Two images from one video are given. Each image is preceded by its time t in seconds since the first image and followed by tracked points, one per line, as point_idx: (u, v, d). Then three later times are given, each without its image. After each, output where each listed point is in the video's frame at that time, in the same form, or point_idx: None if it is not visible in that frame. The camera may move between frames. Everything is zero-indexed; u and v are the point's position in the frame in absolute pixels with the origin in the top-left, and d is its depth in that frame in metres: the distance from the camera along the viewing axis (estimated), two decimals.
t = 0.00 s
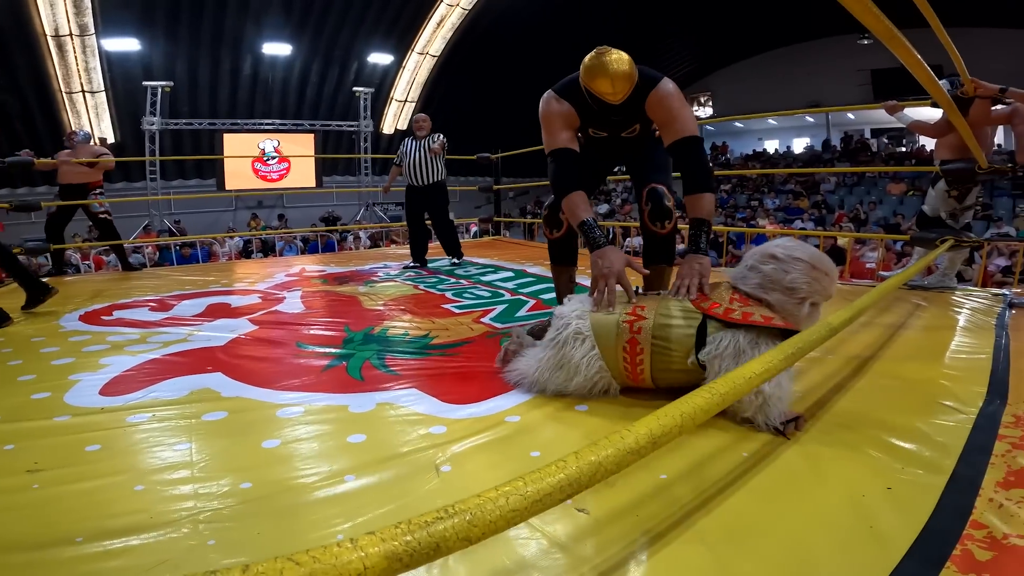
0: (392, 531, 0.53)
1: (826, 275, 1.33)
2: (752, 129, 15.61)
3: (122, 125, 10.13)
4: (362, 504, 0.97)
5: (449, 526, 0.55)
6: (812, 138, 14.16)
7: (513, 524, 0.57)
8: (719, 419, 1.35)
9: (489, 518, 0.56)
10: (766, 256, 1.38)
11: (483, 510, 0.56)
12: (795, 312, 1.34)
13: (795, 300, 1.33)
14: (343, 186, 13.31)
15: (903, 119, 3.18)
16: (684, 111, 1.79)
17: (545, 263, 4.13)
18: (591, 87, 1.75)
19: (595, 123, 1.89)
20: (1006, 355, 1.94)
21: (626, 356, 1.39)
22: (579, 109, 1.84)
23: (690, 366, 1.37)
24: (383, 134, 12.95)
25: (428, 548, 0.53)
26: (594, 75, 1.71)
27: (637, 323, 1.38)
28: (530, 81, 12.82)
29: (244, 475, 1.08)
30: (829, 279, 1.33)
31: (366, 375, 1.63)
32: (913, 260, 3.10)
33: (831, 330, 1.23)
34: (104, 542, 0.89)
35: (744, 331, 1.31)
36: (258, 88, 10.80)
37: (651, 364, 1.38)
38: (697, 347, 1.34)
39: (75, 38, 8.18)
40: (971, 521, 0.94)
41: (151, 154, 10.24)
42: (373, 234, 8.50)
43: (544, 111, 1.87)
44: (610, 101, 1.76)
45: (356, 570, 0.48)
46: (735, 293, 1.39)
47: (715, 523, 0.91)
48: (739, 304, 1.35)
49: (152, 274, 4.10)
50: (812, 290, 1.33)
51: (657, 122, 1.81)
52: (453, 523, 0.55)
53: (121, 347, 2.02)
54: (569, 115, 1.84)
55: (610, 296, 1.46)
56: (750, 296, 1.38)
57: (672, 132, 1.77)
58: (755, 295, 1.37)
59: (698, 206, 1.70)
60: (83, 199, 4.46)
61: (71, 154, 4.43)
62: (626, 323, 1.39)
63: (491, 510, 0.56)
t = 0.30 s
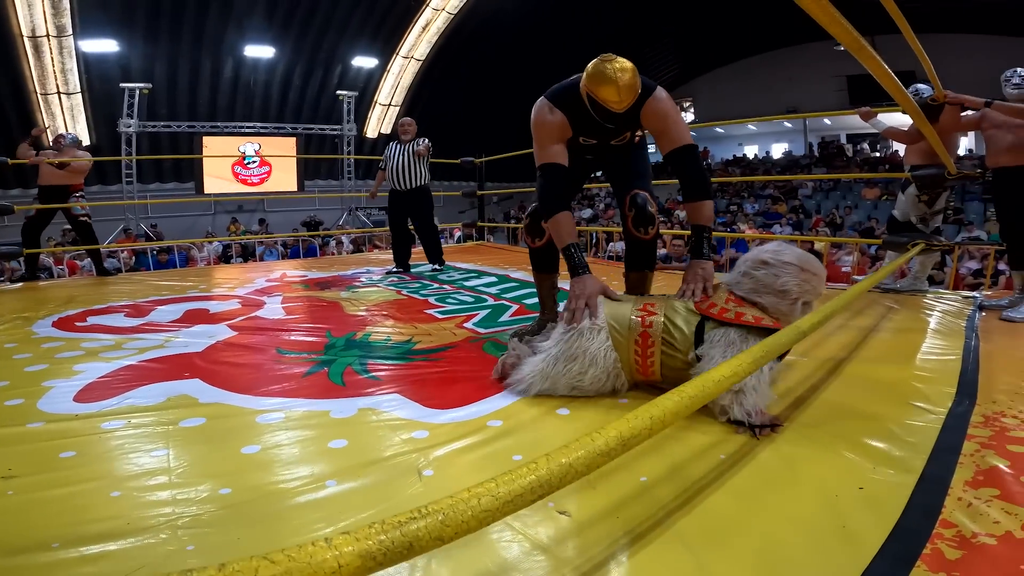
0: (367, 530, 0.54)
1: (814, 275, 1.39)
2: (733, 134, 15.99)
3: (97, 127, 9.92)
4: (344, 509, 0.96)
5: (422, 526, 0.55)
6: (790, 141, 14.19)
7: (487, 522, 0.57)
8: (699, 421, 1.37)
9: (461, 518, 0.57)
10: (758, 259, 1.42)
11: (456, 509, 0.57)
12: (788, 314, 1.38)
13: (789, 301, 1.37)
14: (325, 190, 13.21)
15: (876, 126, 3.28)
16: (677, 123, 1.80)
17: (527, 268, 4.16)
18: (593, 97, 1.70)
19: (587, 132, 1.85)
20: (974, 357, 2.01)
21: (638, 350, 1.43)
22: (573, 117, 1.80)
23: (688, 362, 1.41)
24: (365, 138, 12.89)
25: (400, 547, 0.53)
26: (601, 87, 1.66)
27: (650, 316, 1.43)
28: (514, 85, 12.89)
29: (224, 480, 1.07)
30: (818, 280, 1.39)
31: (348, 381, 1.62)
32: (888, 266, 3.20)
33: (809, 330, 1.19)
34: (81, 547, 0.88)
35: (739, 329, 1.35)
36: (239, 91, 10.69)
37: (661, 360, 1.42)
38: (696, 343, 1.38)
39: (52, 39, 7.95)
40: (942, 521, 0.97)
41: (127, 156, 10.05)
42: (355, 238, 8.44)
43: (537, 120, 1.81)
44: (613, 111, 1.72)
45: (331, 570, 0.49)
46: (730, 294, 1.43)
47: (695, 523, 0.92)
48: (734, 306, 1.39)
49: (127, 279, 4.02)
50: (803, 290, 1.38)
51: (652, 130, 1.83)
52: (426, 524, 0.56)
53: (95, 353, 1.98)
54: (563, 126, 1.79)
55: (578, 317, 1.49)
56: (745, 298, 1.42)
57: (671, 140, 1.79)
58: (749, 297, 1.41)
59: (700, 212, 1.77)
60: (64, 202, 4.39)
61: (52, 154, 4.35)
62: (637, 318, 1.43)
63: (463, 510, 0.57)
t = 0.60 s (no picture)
0: (340, 531, 0.54)
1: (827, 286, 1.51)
2: (710, 139, 16.23)
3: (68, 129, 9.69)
4: (325, 514, 0.96)
5: (395, 527, 0.55)
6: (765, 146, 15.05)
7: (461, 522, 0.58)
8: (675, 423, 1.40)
9: (432, 520, 0.57)
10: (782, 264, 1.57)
11: (427, 511, 0.57)
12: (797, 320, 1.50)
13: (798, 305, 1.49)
14: (304, 194, 13.09)
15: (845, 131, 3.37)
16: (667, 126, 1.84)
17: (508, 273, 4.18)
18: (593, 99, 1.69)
19: (578, 129, 1.85)
20: (938, 358, 2.09)
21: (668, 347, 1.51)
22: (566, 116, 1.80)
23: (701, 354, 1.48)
24: (345, 141, 12.83)
25: (375, 548, 0.53)
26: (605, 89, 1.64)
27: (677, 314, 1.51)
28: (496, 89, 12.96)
29: (200, 487, 1.05)
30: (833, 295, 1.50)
31: (327, 387, 1.60)
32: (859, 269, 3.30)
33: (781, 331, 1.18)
34: (55, 554, 0.86)
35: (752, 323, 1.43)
36: (216, 93, 10.56)
37: (691, 358, 1.48)
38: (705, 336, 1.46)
39: (26, 39, 7.82)
40: (906, 518, 1.01)
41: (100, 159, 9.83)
42: (334, 243, 8.38)
43: (532, 117, 1.77)
44: (612, 112, 1.71)
45: (305, 570, 0.49)
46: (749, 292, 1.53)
47: (672, 525, 0.94)
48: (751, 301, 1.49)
49: (98, 285, 3.92)
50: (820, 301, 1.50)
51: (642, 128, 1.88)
52: (398, 525, 0.55)
53: (65, 360, 1.93)
54: (557, 125, 1.76)
55: (619, 321, 1.48)
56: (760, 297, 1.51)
57: (661, 142, 1.84)
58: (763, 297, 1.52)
59: (699, 209, 1.82)
60: (36, 205, 4.28)
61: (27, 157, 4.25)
62: (667, 316, 1.51)
63: (434, 512, 0.57)
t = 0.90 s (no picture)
0: (280, 520, 0.54)
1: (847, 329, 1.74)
2: (686, 143, 16.85)
3: (32, 131, 9.37)
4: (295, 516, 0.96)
5: (330, 519, 0.54)
6: (737, 151, 15.10)
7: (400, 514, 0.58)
8: (645, 425, 1.43)
9: (369, 513, 0.56)
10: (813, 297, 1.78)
11: (365, 504, 0.57)
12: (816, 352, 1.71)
13: (820, 338, 1.71)
14: (279, 198, 12.89)
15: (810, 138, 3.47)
16: (633, 112, 2.01)
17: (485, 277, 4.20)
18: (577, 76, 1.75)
19: (555, 105, 1.86)
20: (898, 358, 2.17)
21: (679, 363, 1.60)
22: (542, 91, 1.84)
23: (733, 377, 1.62)
24: (321, 145, 12.68)
25: (309, 538, 0.53)
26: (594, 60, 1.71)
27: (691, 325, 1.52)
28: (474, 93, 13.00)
29: (167, 492, 1.04)
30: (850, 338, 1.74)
31: (298, 392, 1.60)
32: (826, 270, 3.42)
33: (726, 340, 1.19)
34: (18, 560, 0.84)
35: (790, 353, 1.59)
36: (187, 94, 10.35)
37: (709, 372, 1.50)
38: (747, 362, 1.59)
39: None
40: (861, 517, 1.05)
41: (64, 161, 9.52)
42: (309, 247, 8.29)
43: (512, 86, 1.81)
44: (603, 81, 1.78)
45: (242, 557, 0.50)
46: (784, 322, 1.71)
47: (638, 525, 0.97)
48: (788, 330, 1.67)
49: (61, 291, 3.80)
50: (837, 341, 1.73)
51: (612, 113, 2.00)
52: (335, 517, 0.55)
53: (26, 368, 1.88)
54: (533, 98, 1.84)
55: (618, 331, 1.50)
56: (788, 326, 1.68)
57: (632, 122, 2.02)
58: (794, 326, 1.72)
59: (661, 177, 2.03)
60: None
61: None
62: (683, 332, 1.50)
63: (371, 504, 0.57)
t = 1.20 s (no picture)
0: (218, 506, 0.54)
1: (833, 325, 1.73)
2: (660, 147, 17.32)
3: None
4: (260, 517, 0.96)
5: (265, 505, 0.54)
6: (709, 154, 15.46)
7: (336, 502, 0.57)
8: (613, 424, 1.46)
9: (307, 500, 0.56)
10: (798, 292, 1.79)
11: (305, 491, 0.57)
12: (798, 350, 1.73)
13: (802, 336, 1.72)
14: (251, 201, 12.69)
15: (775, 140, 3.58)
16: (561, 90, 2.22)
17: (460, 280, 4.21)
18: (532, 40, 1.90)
19: (520, 68, 1.92)
20: (857, 357, 2.26)
21: (663, 356, 1.65)
22: (507, 58, 1.89)
23: (713, 376, 1.67)
24: (295, 147, 12.54)
25: (240, 526, 0.53)
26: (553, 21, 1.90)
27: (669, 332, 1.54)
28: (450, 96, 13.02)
29: (128, 495, 1.03)
30: (836, 335, 1.73)
31: (266, 396, 1.59)
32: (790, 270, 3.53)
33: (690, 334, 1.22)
34: None
35: (769, 356, 1.62)
36: (155, 95, 10.13)
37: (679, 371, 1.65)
38: (725, 365, 1.63)
39: None
40: (816, 513, 1.10)
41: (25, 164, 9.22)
42: (282, 252, 8.19)
43: (480, 50, 1.85)
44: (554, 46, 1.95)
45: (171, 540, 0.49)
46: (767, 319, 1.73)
47: (602, 522, 0.99)
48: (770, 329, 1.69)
49: (20, 296, 3.68)
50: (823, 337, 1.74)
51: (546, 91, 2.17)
52: (273, 503, 0.55)
53: None
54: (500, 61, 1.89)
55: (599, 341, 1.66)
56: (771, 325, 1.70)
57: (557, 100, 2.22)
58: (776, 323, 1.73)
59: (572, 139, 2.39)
60: None
61: None
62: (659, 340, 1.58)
63: (310, 491, 0.57)
